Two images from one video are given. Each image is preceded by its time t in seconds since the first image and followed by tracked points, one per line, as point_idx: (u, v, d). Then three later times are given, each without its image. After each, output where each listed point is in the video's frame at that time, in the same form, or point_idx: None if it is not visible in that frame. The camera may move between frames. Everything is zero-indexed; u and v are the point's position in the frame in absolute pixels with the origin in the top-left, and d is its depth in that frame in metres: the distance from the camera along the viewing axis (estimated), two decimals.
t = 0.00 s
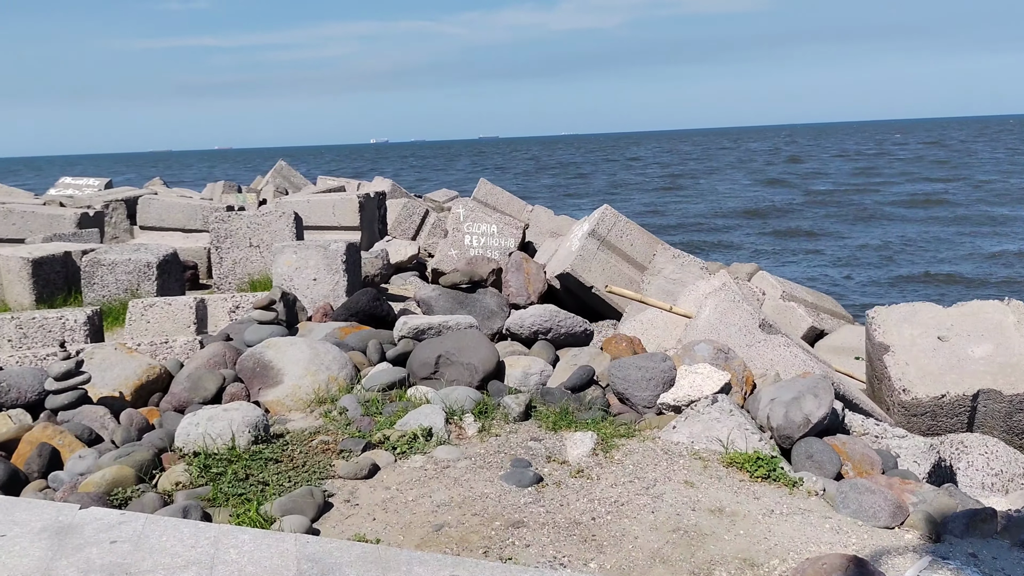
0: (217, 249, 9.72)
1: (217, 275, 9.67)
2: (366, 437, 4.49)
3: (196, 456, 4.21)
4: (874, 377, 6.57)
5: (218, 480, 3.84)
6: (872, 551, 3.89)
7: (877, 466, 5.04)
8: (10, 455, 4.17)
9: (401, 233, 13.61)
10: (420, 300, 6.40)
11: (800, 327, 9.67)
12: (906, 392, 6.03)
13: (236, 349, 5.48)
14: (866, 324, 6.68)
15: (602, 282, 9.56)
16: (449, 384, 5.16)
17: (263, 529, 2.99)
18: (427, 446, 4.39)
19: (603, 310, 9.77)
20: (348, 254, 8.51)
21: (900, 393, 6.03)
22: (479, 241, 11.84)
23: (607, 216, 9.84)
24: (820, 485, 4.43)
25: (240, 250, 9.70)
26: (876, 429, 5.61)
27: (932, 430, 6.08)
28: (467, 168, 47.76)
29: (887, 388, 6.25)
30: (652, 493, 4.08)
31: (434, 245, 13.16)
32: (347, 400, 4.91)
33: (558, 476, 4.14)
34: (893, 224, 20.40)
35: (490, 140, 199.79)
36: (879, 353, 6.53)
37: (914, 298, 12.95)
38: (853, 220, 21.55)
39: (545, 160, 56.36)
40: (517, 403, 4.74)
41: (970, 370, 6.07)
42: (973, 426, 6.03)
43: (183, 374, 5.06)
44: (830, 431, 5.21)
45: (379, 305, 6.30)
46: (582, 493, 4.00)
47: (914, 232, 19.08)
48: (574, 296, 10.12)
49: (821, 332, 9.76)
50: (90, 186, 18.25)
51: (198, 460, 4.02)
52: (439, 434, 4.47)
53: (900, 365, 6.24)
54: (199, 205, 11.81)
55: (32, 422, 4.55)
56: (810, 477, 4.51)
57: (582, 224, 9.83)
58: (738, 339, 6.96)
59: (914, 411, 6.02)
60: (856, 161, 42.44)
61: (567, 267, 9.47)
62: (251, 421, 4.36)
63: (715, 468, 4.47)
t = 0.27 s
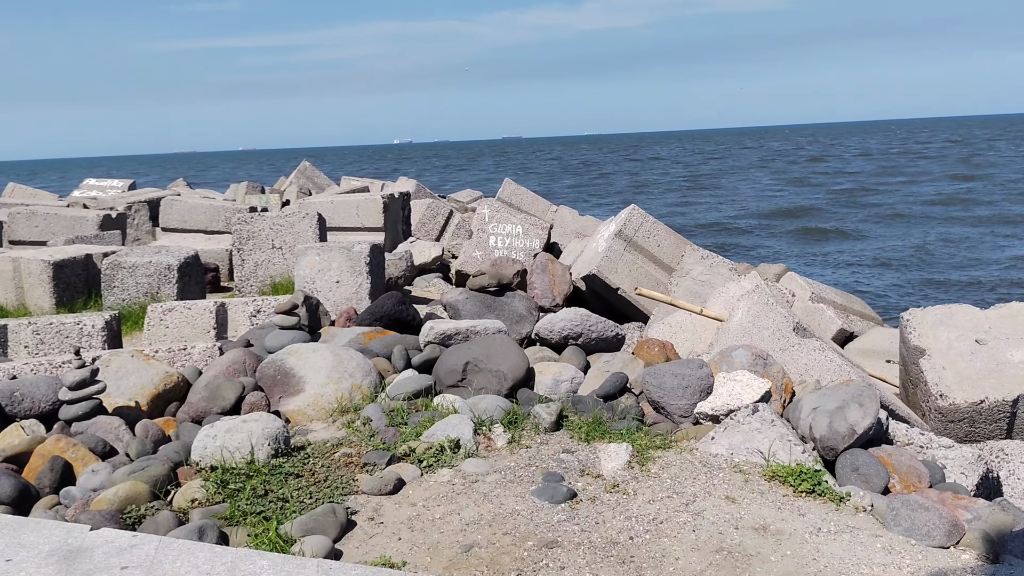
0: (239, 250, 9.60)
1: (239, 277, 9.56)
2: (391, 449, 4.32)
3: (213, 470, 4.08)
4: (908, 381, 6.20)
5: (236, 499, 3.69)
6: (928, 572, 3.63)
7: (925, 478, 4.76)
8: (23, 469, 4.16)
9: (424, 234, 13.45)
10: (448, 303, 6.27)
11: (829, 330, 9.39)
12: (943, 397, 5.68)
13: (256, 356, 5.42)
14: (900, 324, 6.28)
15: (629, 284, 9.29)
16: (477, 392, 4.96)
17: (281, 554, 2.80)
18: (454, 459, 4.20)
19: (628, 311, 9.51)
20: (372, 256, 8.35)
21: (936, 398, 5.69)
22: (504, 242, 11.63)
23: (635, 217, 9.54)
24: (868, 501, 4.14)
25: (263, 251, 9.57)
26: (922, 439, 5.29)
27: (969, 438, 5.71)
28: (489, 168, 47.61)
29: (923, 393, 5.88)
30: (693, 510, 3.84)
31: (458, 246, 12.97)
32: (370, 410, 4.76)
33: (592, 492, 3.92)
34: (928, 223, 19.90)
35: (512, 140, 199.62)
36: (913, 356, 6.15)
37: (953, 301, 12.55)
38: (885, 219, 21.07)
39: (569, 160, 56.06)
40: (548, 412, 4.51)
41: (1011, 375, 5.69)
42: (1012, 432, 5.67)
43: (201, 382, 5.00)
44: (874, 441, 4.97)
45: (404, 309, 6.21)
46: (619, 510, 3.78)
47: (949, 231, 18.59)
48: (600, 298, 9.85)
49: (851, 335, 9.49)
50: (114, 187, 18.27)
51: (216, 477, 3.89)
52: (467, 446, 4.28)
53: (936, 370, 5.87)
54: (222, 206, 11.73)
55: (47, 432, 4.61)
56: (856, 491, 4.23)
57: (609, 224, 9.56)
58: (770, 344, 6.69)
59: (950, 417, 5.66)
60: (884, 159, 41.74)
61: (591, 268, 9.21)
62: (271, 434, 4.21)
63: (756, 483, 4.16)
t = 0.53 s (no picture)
0: (264, 251, 9.46)
1: (264, 278, 9.44)
2: (419, 464, 4.15)
3: (234, 486, 3.93)
4: (949, 390, 5.83)
5: (257, 520, 3.55)
6: None
7: (982, 499, 4.49)
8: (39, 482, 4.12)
9: (450, 234, 13.28)
10: (477, 309, 6.05)
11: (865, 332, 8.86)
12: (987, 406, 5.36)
13: (279, 363, 5.32)
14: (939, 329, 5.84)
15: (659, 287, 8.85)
16: (508, 403, 4.76)
17: None
18: (485, 475, 4.02)
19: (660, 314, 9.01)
20: (398, 257, 8.18)
21: (980, 407, 5.38)
22: (531, 243, 11.41)
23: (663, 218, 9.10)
24: (925, 524, 3.85)
25: (288, 252, 9.43)
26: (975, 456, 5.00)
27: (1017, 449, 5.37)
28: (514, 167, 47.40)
29: (966, 403, 5.55)
30: (741, 534, 3.59)
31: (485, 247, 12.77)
32: (397, 422, 4.59)
33: (633, 513, 3.69)
34: (964, 224, 19.41)
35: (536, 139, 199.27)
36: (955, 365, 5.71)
37: (994, 305, 12.14)
38: (920, 219, 20.58)
39: (594, 159, 55.72)
40: (582, 426, 4.29)
41: None
42: None
43: (222, 391, 4.86)
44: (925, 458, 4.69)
45: (432, 315, 6.06)
46: (662, 534, 3.55)
47: (987, 232, 18.09)
48: (628, 300, 9.56)
49: (886, 339, 9.05)
50: (140, 186, 18.28)
51: (237, 495, 3.74)
52: (498, 462, 4.09)
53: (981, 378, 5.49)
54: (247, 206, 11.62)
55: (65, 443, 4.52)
56: (911, 514, 3.93)
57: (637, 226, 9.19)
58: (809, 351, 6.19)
59: (995, 427, 5.35)
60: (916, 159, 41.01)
61: (620, 269, 8.75)
62: (295, 447, 4.05)
63: (805, 503, 3.91)
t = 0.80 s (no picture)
0: (291, 253, 9.33)
1: (291, 280, 9.31)
2: (449, 480, 3.99)
3: (256, 504, 3.78)
4: (994, 399, 5.48)
5: (279, 542, 3.41)
6: None
7: None
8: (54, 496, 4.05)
9: (477, 235, 13.11)
10: (507, 314, 5.83)
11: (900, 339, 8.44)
12: None
13: (304, 372, 5.18)
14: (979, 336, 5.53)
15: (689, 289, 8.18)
16: (541, 414, 4.55)
17: None
18: (518, 492, 3.84)
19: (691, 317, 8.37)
20: (426, 259, 8.00)
21: None
22: (559, 245, 11.17)
23: (694, 220, 8.52)
24: (988, 552, 3.53)
25: (314, 254, 9.29)
26: None
27: None
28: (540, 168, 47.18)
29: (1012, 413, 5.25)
30: (792, 561, 3.35)
31: (513, 249, 12.57)
32: (426, 434, 4.44)
33: (676, 537, 3.46)
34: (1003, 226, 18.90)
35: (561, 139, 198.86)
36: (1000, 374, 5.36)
37: None
38: (957, 221, 20.07)
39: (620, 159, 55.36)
40: (619, 440, 4.08)
41: None
42: None
43: (245, 401, 4.72)
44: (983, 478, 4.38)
45: (461, 320, 5.87)
46: (708, 559, 3.33)
47: None
48: (658, 301, 9.23)
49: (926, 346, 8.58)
50: (167, 188, 18.30)
51: (259, 514, 3.60)
52: (531, 478, 3.91)
53: None
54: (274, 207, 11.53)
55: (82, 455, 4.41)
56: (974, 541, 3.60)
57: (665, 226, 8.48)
58: (849, 359, 5.68)
59: None
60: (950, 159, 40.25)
61: (650, 273, 8.06)
62: (319, 463, 3.90)
63: (857, 528, 3.62)
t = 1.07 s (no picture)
0: (318, 255, 9.22)
1: (318, 282, 9.20)
2: (482, 498, 3.83)
3: (281, 523, 3.64)
4: None
5: (304, 566, 3.27)
6: None
7: None
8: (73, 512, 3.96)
9: (505, 237, 12.95)
10: (538, 322, 5.63)
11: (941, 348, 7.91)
12: None
13: (332, 381, 5.04)
14: None
15: (722, 295, 7.54)
16: (575, 427, 4.36)
17: None
18: (553, 512, 3.67)
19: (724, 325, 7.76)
20: (454, 262, 7.86)
21: None
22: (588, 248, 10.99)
23: (726, 222, 7.87)
24: None
25: (342, 257, 9.18)
26: None
27: None
28: (566, 168, 46.95)
29: None
30: None
31: (542, 250, 12.38)
32: (456, 448, 4.28)
33: (721, 561, 3.27)
34: None
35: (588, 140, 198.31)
36: None
37: None
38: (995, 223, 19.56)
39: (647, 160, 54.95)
40: (658, 456, 3.89)
41: None
42: None
43: (270, 412, 4.60)
44: None
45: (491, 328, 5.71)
46: None
47: None
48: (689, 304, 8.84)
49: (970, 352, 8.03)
50: (196, 188, 18.34)
51: (284, 535, 3.47)
52: (567, 497, 3.73)
53: None
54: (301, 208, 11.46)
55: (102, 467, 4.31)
56: None
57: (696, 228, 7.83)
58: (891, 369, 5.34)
59: None
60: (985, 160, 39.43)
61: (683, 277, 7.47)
62: (344, 480, 3.75)
63: (913, 552, 3.39)
